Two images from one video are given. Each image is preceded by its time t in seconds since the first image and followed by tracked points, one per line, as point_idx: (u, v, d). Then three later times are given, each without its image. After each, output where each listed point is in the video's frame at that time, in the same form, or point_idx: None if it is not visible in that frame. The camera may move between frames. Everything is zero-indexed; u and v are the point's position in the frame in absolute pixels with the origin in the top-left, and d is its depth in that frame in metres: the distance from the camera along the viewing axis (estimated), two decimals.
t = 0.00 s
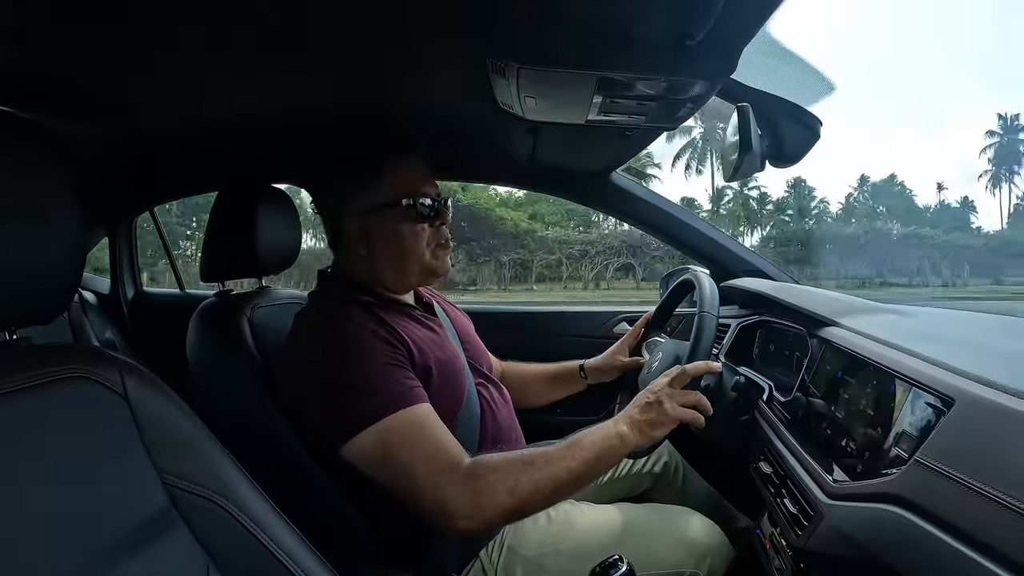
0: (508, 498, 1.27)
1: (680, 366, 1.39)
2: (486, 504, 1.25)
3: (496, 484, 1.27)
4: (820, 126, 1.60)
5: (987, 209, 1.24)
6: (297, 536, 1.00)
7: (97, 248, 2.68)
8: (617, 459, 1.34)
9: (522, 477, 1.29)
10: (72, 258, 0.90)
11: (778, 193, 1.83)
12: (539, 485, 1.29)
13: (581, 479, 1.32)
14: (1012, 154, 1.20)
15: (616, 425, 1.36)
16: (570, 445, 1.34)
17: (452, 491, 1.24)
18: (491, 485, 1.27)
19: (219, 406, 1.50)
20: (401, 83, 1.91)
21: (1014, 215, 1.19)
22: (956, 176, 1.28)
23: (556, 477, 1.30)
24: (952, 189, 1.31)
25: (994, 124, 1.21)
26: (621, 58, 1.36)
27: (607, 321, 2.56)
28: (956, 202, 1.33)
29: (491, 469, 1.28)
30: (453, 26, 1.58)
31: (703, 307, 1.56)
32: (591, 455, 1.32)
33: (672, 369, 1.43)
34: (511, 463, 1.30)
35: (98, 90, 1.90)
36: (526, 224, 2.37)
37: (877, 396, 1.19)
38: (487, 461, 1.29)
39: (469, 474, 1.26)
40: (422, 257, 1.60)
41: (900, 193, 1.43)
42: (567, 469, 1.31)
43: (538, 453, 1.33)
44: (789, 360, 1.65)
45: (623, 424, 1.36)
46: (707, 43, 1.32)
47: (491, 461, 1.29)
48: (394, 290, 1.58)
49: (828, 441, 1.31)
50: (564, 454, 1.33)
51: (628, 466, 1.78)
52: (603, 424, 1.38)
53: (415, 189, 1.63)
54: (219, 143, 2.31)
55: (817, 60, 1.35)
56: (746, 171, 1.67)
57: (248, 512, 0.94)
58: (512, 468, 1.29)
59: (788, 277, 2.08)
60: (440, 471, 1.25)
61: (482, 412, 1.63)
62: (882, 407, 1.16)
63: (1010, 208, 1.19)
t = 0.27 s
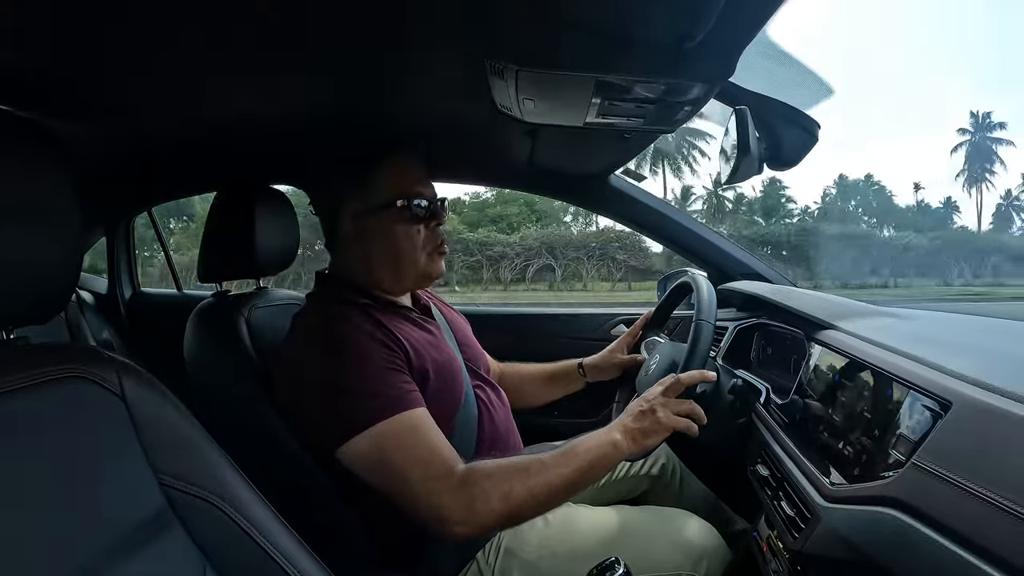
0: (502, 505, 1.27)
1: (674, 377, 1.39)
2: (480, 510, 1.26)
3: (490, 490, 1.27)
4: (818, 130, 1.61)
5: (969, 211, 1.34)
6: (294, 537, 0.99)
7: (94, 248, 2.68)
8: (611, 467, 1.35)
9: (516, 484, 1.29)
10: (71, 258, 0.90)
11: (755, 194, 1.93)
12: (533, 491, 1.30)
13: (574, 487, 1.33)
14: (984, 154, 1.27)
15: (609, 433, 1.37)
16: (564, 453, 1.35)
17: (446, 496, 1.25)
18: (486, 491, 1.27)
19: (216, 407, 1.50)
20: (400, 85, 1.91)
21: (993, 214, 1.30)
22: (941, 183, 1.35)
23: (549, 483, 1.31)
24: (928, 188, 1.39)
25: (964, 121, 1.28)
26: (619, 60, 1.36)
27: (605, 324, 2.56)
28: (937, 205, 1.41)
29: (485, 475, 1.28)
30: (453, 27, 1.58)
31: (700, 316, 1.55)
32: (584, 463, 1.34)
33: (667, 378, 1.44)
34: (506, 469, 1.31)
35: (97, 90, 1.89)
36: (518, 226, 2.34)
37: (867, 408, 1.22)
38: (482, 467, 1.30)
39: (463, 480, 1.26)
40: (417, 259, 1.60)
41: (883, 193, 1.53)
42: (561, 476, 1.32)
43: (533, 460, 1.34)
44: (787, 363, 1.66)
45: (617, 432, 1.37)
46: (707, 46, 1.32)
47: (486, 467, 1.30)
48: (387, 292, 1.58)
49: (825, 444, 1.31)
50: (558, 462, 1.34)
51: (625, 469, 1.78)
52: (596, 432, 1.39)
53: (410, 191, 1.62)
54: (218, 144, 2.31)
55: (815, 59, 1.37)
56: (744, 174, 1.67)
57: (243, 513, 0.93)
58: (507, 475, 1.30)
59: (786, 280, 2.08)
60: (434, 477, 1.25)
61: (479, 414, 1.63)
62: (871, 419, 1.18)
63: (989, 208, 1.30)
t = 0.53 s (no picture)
0: (498, 510, 1.28)
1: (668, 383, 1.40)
2: (476, 516, 1.27)
3: (486, 496, 1.28)
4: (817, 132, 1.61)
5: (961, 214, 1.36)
6: (294, 540, 0.99)
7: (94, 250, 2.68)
8: (607, 471, 1.35)
9: (512, 489, 1.30)
10: (70, 260, 0.90)
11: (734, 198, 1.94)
12: (528, 496, 1.31)
13: (570, 491, 1.34)
14: (956, 151, 1.33)
15: (605, 437, 1.37)
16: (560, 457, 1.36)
17: (442, 502, 1.25)
18: (482, 498, 1.28)
19: (215, 409, 1.50)
20: (399, 87, 1.92)
21: (976, 212, 1.34)
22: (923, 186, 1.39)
23: (544, 488, 1.32)
24: (905, 188, 1.42)
25: (936, 119, 1.32)
26: (618, 63, 1.37)
27: (604, 325, 2.56)
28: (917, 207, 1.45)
29: (481, 481, 1.29)
30: (452, 29, 1.58)
31: (699, 321, 1.55)
32: (580, 467, 1.34)
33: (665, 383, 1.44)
34: (501, 475, 1.31)
35: (98, 91, 1.90)
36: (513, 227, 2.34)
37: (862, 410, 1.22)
38: (478, 472, 1.30)
39: (459, 486, 1.27)
40: (418, 261, 1.59)
41: (859, 193, 1.54)
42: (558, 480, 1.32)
43: (528, 466, 1.34)
44: (786, 365, 1.66)
45: (613, 436, 1.37)
46: (706, 48, 1.33)
47: (482, 472, 1.30)
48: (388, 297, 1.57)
49: (824, 447, 1.31)
50: (554, 466, 1.34)
51: (624, 471, 1.78)
52: (592, 436, 1.39)
53: (411, 194, 1.62)
54: (217, 146, 2.31)
55: (810, 60, 1.38)
56: (743, 175, 1.66)
57: (242, 515, 0.93)
58: (502, 480, 1.31)
59: (785, 282, 2.08)
60: (432, 483, 1.25)
61: (478, 416, 1.62)
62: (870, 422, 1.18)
63: (970, 208, 1.34)
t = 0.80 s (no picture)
0: (491, 513, 1.28)
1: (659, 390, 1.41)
2: (468, 519, 1.26)
3: (480, 498, 1.28)
4: (816, 133, 1.63)
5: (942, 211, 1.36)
6: (294, 540, 0.99)
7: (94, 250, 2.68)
8: (599, 473, 1.35)
9: (505, 492, 1.30)
10: (70, 260, 0.90)
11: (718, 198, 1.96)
12: (521, 498, 1.30)
13: (564, 493, 1.34)
14: (927, 151, 1.34)
15: (597, 438, 1.36)
16: (553, 459, 1.35)
17: (434, 505, 1.25)
18: (475, 500, 1.28)
19: (215, 409, 1.50)
20: (399, 87, 1.92)
21: (955, 212, 1.34)
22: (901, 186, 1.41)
23: (534, 489, 1.31)
24: (881, 187, 1.46)
25: (904, 118, 1.34)
26: (618, 63, 1.37)
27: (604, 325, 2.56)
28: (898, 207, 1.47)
29: (474, 484, 1.29)
30: (453, 29, 1.58)
31: (698, 321, 1.55)
32: (572, 468, 1.33)
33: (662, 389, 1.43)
34: (495, 477, 1.31)
35: (101, 91, 1.90)
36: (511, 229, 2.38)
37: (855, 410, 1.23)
38: (471, 475, 1.30)
39: (453, 488, 1.27)
40: (417, 261, 1.59)
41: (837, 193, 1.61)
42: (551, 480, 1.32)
43: (520, 469, 1.34)
44: (785, 365, 1.66)
45: (605, 438, 1.36)
46: (706, 49, 1.33)
47: (476, 475, 1.30)
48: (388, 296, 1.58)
49: (823, 447, 1.31)
50: (546, 468, 1.34)
51: (624, 470, 1.78)
52: (585, 437, 1.39)
53: (410, 193, 1.62)
54: (217, 145, 2.31)
55: (810, 59, 1.38)
56: (743, 176, 1.66)
57: (242, 515, 0.93)
58: (496, 483, 1.31)
59: (785, 282, 2.08)
60: (424, 486, 1.25)
61: (478, 416, 1.63)
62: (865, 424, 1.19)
63: (949, 209, 1.34)
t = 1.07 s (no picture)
0: (488, 518, 1.28)
1: (659, 398, 1.41)
2: (465, 524, 1.26)
3: (477, 503, 1.28)
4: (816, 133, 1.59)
5: (920, 213, 1.44)
6: (295, 542, 0.99)
7: (95, 252, 2.68)
8: (597, 477, 1.34)
9: (503, 497, 1.30)
10: (70, 261, 0.90)
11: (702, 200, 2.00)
12: (519, 502, 1.30)
13: (562, 497, 1.33)
14: (897, 152, 1.43)
15: (593, 443, 1.35)
16: (550, 463, 1.35)
17: (432, 510, 1.25)
18: (473, 505, 1.27)
19: (215, 410, 1.50)
20: (399, 88, 1.92)
21: (935, 211, 1.42)
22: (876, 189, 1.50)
23: (532, 493, 1.31)
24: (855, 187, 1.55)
25: (872, 116, 1.43)
26: (619, 64, 1.37)
27: (604, 326, 2.56)
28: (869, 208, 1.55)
29: (471, 489, 1.28)
30: (452, 30, 1.58)
31: (699, 322, 1.55)
32: (570, 473, 1.33)
33: (661, 397, 1.43)
34: (493, 482, 1.31)
35: (102, 93, 1.91)
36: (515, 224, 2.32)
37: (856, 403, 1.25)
38: (469, 480, 1.30)
39: (451, 493, 1.27)
40: (416, 263, 1.59)
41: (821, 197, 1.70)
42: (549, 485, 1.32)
43: (517, 473, 1.34)
44: (786, 366, 1.65)
45: (601, 442, 1.35)
46: (706, 50, 1.33)
47: (474, 480, 1.30)
48: (388, 300, 1.58)
49: (824, 448, 1.31)
50: (544, 472, 1.34)
51: (625, 471, 1.78)
52: (583, 442, 1.38)
53: (410, 194, 1.62)
54: (217, 147, 2.31)
55: (810, 61, 1.39)
56: (744, 176, 1.66)
57: (243, 515, 0.93)
58: (494, 487, 1.31)
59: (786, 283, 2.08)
60: (421, 490, 1.25)
61: (478, 417, 1.62)
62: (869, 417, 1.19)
63: (926, 210, 1.43)
